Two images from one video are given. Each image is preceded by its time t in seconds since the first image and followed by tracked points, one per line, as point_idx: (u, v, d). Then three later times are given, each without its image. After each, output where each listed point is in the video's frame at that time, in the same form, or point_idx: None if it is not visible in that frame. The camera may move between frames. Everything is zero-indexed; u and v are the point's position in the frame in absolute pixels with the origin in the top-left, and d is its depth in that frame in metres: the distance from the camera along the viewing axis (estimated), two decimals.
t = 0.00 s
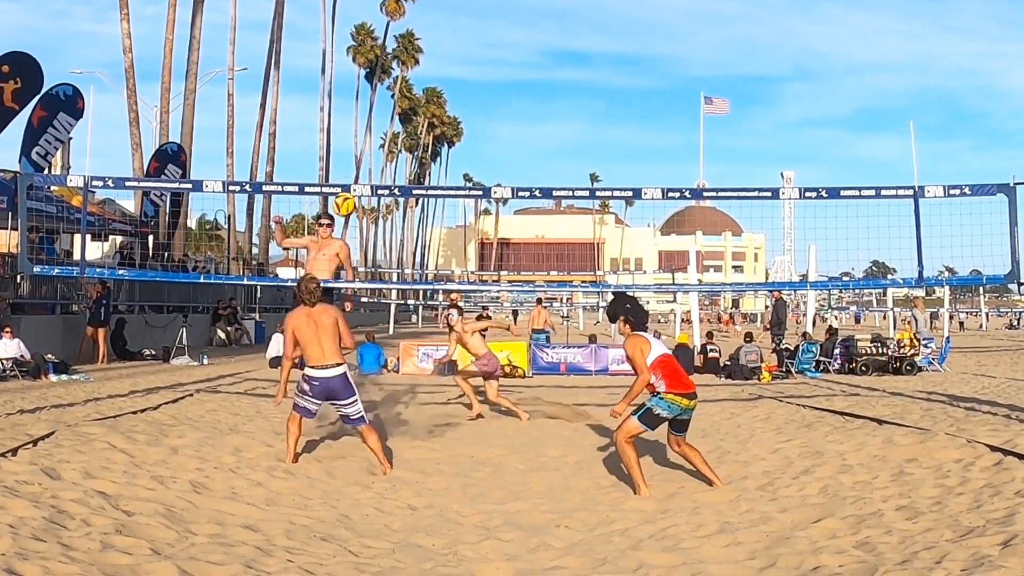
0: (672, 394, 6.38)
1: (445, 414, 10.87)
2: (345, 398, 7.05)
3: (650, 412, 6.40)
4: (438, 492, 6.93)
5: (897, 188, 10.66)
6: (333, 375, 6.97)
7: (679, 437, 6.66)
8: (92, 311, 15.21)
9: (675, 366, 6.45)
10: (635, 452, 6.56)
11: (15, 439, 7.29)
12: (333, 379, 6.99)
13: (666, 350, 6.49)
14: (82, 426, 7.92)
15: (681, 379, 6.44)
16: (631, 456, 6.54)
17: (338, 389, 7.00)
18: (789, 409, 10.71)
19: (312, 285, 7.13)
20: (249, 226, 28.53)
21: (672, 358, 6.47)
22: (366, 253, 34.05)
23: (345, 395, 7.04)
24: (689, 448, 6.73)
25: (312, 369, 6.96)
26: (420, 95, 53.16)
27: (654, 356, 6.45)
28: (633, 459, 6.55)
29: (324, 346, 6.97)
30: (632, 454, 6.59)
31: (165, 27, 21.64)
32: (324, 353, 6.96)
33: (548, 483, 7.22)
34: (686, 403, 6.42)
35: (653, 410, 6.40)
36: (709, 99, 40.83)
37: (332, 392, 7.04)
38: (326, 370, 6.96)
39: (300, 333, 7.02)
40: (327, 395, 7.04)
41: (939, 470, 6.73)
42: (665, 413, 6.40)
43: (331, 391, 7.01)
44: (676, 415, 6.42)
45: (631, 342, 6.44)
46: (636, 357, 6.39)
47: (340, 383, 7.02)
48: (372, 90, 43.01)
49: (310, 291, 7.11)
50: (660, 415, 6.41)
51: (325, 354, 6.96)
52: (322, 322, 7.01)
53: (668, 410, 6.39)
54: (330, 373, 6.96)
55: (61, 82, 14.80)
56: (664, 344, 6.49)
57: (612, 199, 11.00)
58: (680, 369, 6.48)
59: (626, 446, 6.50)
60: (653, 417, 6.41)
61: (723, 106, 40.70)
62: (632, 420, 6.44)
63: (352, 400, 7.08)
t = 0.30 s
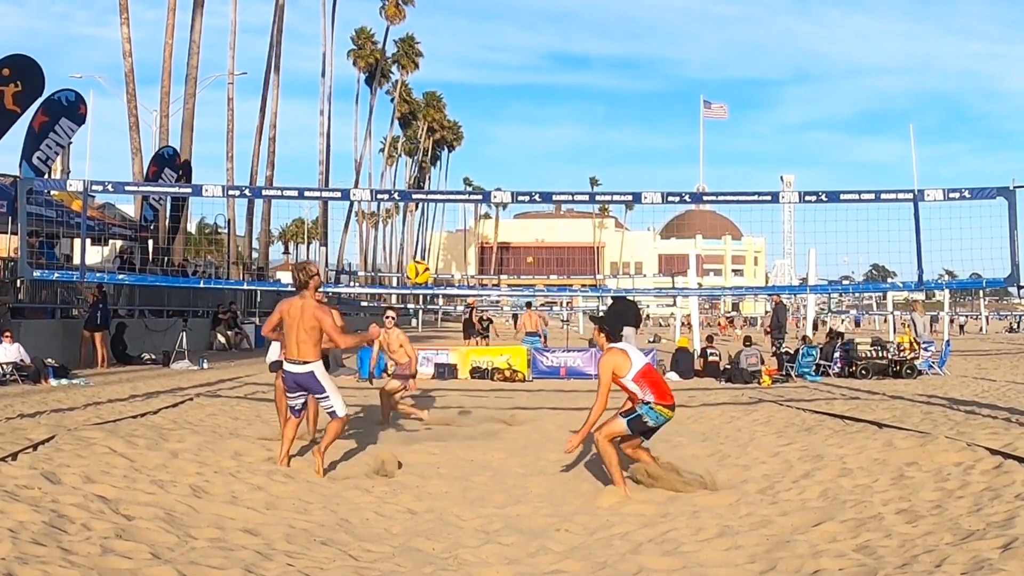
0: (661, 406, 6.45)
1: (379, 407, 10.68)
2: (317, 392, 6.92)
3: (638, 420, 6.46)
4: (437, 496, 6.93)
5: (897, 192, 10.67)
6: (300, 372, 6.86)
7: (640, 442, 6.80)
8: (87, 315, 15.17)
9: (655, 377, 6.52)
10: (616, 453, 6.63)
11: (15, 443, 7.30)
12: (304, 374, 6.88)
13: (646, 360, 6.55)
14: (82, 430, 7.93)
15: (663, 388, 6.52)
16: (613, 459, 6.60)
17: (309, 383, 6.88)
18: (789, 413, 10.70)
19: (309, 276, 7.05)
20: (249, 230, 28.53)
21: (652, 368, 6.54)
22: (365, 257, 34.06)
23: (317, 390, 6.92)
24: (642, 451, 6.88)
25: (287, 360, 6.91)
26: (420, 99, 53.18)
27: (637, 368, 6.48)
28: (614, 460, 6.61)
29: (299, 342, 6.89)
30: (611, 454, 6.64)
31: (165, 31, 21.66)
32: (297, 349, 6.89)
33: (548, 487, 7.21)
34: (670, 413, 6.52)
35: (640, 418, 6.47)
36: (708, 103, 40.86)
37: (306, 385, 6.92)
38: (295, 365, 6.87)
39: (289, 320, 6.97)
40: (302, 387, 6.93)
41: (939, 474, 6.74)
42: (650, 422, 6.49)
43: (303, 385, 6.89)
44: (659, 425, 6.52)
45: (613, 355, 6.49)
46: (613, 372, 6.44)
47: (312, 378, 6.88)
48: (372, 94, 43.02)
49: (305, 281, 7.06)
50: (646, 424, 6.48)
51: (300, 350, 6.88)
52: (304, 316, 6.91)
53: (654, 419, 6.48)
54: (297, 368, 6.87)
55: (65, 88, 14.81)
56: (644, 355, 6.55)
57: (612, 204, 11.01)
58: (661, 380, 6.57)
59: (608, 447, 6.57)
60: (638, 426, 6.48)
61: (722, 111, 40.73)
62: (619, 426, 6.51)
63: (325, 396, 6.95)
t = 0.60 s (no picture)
0: (648, 420, 6.51)
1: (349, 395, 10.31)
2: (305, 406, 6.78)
3: (627, 433, 6.51)
4: (437, 494, 6.93)
5: (897, 190, 10.67)
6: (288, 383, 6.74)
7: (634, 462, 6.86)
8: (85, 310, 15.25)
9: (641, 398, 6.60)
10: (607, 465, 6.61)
11: (15, 441, 7.29)
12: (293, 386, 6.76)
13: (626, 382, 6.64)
14: (81, 428, 7.92)
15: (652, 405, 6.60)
16: (602, 469, 6.57)
17: (298, 395, 6.76)
18: (789, 411, 10.70)
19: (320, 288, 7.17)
20: (249, 229, 28.52)
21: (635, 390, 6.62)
22: (365, 255, 34.05)
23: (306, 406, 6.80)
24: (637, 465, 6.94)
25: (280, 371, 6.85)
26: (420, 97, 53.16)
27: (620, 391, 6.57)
28: (603, 469, 6.57)
29: (294, 353, 6.80)
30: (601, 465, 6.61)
31: (165, 29, 21.66)
32: (291, 359, 6.79)
33: (548, 486, 7.21)
34: (660, 429, 6.59)
35: (627, 429, 6.52)
36: (708, 102, 40.84)
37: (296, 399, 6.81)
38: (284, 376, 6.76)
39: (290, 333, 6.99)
40: (292, 399, 6.82)
41: (939, 473, 6.73)
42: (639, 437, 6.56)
43: (292, 397, 6.78)
44: (649, 440, 6.57)
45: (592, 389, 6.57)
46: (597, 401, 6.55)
47: (301, 391, 6.75)
48: (372, 92, 42.99)
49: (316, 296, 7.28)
50: (634, 437, 6.53)
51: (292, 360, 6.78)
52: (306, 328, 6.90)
53: (643, 433, 6.54)
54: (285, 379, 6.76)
55: (69, 88, 14.82)
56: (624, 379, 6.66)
57: (612, 202, 11.01)
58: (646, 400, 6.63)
59: (595, 459, 6.55)
60: (627, 439, 6.53)
61: (722, 110, 40.72)
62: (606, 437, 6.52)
63: (313, 411, 6.80)
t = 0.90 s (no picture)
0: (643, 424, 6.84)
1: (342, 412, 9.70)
2: (298, 401, 6.79)
3: (633, 440, 6.73)
4: (438, 497, 6.93)
5: (897, 192, 10.68)
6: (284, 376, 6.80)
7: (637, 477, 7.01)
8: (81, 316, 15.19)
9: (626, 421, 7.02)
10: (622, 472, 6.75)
11: (15, 444, 7.30)
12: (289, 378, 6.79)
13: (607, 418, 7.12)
14: (81, 430, 7.93)
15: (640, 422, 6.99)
16: (617, 479, 6.69)
17: (293, 390, 6.77)
18: (789, 413, 10.71)
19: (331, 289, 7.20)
20: (249, 231, 28.54)
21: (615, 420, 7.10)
22: (365, 257, 34.07)
23: (299, 401, 6.80)
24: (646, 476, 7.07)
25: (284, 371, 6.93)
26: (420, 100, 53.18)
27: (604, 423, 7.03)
28: (620, 478, 6.69)
29: (297, 349, 6.83)
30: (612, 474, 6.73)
31: (165, 32, 21.68)
32: (293, 354, 6.82)
33: (548, 488, 7.22)
34: (659, 437, 6.85)
35: (633, 437, 6.75)
36: (708, 104, 40.87)
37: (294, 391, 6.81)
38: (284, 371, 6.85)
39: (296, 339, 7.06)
40: (287, 394, 6.83)
41: (939, 474, 6.74)
42: (645, 442, 6.76)
43: (288, 391, 6.79)
44: (654, 446, 6.78)
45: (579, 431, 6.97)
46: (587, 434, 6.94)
47: (296, 386, 6.76)
48: (372, 95, 43.01)
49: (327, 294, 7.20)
50: (641, 443, 6.72)
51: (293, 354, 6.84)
52: (317, 323, 6.93)
53: (646, 437, 6.77)
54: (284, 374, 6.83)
55: (69, 91, 14.78)
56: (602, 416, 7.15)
57: (612, 204, 11.02)
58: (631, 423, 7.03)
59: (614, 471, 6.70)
60: (636, 446, 6.72)
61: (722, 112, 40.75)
62: (622, 451, 6.70)
63: (307, 407, 6.81)
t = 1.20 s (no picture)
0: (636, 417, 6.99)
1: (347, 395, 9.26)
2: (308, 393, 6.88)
3: (631, 435, 6.85)
4: (438, 495, 6.93)
5: (897, 191, 10.68)
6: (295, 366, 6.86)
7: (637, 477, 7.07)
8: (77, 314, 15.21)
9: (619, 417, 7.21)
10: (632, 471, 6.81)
11: (15, 442, 7.30)
12: (301, 372, 6.85)
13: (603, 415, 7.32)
14: (82, 429, 7.92)
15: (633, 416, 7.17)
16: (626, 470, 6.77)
17: (304, 381, 6.85)
18: (789, 412, 10.70)
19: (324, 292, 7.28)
20: (249, 229, 28.52)
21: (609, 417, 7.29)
22: (365, 255, 34.05)
23: (308, 393, 6.88)
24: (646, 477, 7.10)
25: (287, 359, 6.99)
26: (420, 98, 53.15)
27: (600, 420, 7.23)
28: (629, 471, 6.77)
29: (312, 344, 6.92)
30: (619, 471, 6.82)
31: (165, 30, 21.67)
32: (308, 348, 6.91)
33: (548, 486, 7.21)
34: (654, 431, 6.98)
35: (632, 430, 6.88)
36: (708, 103, 40.85)
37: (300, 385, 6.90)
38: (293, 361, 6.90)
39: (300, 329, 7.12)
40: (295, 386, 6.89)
41: (939, 473, 6.73)
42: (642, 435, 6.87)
43: (297, 383, 6.86)
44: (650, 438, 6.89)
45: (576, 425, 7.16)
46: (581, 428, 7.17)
47: (308, 378, 6.86)
48: (372, 93, 42.99)
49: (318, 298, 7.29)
50: (639, 435, 6.85)
51: (309, 350, 6.92)
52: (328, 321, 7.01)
53: (643, 430, 6.90)
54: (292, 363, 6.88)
55: (67, 89, 14.81)
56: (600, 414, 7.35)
57: (612, 203, 11.01)
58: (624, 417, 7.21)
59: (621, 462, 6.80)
60: (636, 437, 6.84)
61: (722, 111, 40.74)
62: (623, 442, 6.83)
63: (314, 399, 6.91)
